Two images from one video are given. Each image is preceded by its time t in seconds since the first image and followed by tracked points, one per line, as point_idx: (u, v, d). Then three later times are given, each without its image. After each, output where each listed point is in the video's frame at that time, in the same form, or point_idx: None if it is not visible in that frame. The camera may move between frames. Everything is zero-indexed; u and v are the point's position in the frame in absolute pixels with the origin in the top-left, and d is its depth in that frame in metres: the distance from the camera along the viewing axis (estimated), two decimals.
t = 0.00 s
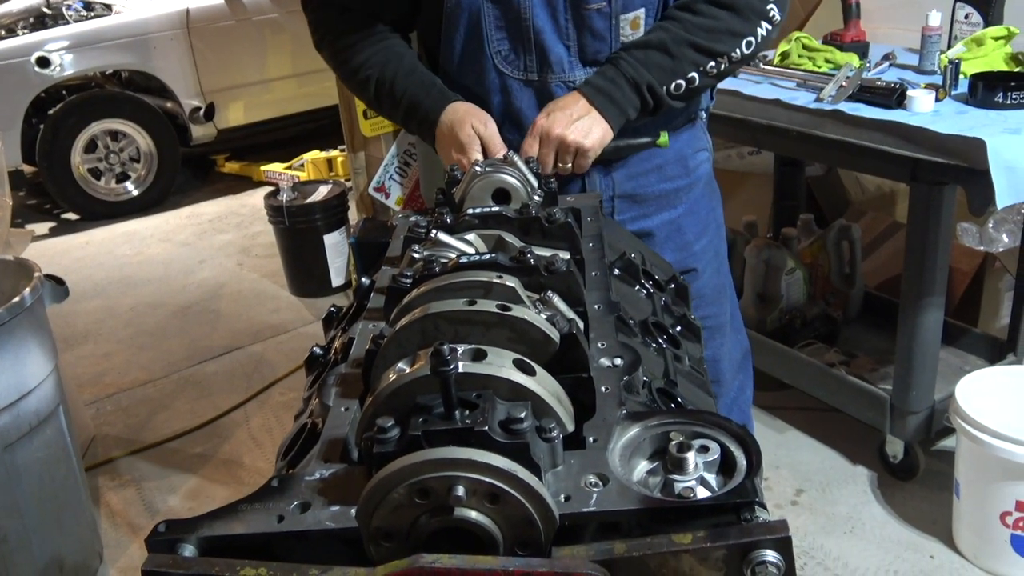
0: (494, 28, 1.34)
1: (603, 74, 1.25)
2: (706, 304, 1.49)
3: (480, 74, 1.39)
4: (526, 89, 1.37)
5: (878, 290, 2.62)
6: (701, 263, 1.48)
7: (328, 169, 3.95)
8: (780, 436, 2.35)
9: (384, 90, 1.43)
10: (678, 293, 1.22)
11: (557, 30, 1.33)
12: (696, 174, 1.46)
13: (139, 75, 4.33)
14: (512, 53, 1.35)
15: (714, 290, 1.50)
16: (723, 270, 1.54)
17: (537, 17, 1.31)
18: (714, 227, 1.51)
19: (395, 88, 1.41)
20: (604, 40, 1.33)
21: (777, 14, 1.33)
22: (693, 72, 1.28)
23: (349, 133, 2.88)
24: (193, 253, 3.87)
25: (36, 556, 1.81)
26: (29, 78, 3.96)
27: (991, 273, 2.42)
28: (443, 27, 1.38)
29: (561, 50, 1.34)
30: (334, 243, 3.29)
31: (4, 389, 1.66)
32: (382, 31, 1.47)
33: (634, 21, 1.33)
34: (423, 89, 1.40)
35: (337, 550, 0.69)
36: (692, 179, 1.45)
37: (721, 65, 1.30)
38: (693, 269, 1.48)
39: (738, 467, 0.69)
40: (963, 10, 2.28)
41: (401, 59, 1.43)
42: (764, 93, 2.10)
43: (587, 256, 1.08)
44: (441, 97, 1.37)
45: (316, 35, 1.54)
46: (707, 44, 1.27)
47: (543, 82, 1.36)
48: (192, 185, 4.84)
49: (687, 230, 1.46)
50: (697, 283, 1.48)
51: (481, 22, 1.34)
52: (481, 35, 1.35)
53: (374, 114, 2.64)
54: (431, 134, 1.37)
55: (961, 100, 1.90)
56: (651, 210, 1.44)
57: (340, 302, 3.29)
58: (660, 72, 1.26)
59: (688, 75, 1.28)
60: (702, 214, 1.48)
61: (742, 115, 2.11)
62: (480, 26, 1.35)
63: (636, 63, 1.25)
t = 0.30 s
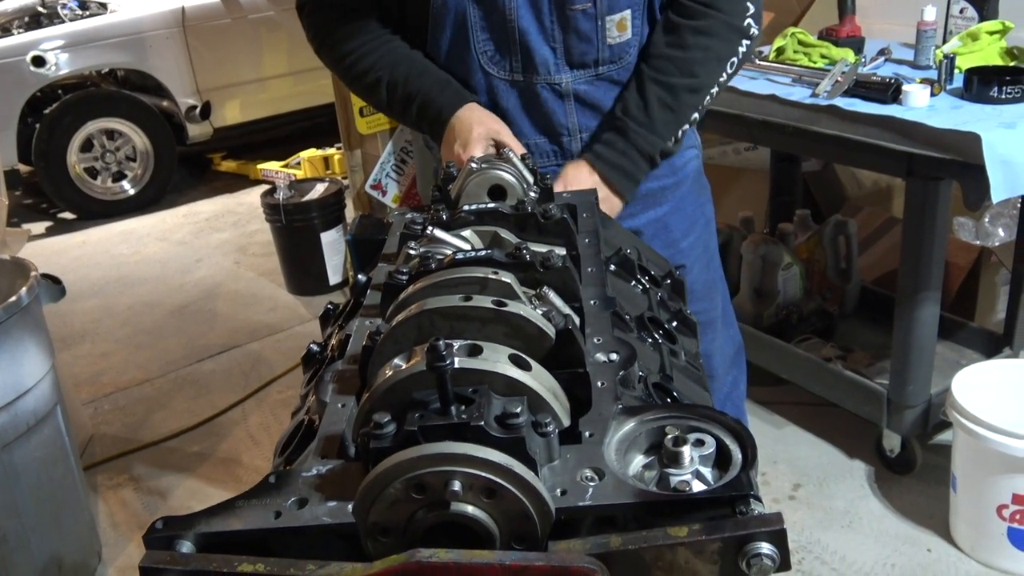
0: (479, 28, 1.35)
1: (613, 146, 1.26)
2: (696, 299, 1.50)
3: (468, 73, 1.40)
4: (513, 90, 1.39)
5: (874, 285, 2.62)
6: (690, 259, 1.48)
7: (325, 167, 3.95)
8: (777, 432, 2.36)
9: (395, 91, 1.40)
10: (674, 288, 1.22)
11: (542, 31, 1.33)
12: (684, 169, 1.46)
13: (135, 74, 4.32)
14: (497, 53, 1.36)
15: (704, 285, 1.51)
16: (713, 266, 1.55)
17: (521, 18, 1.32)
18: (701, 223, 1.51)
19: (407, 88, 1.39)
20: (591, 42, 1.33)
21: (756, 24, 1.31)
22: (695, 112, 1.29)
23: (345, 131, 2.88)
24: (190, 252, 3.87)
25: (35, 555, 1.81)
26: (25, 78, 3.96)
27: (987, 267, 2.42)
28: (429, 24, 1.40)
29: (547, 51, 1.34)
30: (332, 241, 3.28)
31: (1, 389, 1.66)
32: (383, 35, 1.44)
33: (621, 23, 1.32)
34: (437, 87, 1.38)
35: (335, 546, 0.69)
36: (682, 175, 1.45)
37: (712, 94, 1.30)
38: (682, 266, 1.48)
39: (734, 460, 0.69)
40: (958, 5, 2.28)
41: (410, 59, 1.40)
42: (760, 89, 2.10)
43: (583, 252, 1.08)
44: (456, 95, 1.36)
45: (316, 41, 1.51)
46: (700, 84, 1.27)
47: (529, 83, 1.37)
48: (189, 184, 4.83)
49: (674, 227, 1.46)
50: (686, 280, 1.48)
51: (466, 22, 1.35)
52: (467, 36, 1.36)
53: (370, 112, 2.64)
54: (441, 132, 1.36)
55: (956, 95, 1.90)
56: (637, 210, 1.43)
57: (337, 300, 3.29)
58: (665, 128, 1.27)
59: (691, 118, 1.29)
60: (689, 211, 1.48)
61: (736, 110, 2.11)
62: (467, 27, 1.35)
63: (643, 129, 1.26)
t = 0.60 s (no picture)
0: (481, 24, 1.35)
1: (629, 150, 1.26)
2: (692, 297, 1.50)
3: (470, 69, 1.40)
4: (515, 87, 1.38)
5: (870, 279, 2.63)
6: (687, 258, 1.49)
7: (321, 167, 3.95)
8: (775, 425, 2.37)
9: (412, 97, 1.43)
10: (669, 281, 1.23)
11: (544, 29, 1.33)
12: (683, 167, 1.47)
13: (130, 76, 4.32)
14: (499, 50, 1.36)
15: (701, 282, 1.52)
16: (711, 263, 1.55)
17: (524, 14, 1.32)
18: (700, 220, 1.52)
19: (423, 94, 1.40)
20: (590, 43, 1.33)
21: (770, 29, 1.31)
22: (709, 117, 1.29)
23: (340, 130, 2.88)
24: (187, 253, 3.87)
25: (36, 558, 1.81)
26: (19, 81, 3.96)
27: (982, 259, 2.43)
28: (434, 18, 1.40)
29: (548, 49, 1.34)
30: (328, 241, 3.29)
31: None
32: (395, 40, 1.46)
33: (622, 25, 1.32)
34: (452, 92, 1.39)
35: (334, 542, 0.69)
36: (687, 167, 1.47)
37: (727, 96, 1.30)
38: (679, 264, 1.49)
39: (729, 453, 0.70)
40: None
41: (425, 65, 1.42)
42: (754, 84, 2.10)
43: (578, 247, 1.08)
44: (471, 101, 1.37)
45: (331, 42, 1.53)
46: (714, 87, 1.27)
47: (530, 80, 1.37)
48: (185, 186, 4.83)
49: (671, 225, 1.46)
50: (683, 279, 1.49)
51: (467, 18, 1.35)
52: (469, 31, 1.36)
53: (365, 111, 2.64)
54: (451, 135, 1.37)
55: (949, 88, 1.91)
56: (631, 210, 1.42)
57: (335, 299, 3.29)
58: (680, 132, 1.27)
59: (706, 122, 1.29)
60: (687, 208, 1.48)
61: (731, 105, 2.11)
62: (468, 23, 1.35)
63: (658, 132, 1.26)
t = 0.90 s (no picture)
0: (485, 20, 1.34)
1: (647, 93, 1.27)
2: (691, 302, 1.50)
3: (472, 65, 1.39)
4: (517, 84, 1.38)
5: (867, 283, 2.63)
6: (687, 263, 1.49)
7: (320, 162, 3.95)
8: (769, 428, 2.37)
9: (406, 93, 1.44)
10: (666, 283, 1.23)
11: (549, 28, 1.33)
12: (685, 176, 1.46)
13: (131, 67, 4.31)
14: (503, 47, 1.36)
15: (700, 288, 1.52)
16: (712, 269, 1.55)
17: (529, 13, 1.32)
18: (702, 225, 1.52)
19: (418, 92, 1.41)
20: (595, 45, 1.33)
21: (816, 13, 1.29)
22: (732, 80, 1.28)
23: (340, 125, 2.87)
24: (185, 246, 3.86)
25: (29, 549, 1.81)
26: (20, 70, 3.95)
27: (980, 266, 2.43)
28: (439, 11, 1.40)
29: (552, 49, 1.34)
30: (326, 236, 3.28)
31: None
32: (393, 39, 1.47)
33: (628, 28, 1.32)
34: (446, 93, 1.39)
35: (326, 539, 0.69)
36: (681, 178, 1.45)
37: (758, 67, 1.29)
38: (679, 269, 1.49)
39: (721, 455, 0.70)
40: (952, 4, 2.29)
41: (423, 64, 1.43)
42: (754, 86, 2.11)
43: (574, 247, 1.08)
44: (462, 103, 1.37)
45: (338, 28, 1.54)
46: (745, 51, 1.26)
47: (534, 79, 1.36)
48: (184, 178, 4.83)
49: (672, 229, 1.46)
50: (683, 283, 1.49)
51: (472, 13, 1.34)
52: (473, 27, 1.35)
53: (366, 107, 2.64)
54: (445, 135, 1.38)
55: (948, 94, 1.91)
56: (636, 212, 1.42)
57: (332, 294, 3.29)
58: (702, 86, 1.26)
59: (728, 85, 1.28)
60: (689, 213, 1.49)
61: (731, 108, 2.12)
62: (472, 19, 1.35)
63: (678, 80, 1.26)
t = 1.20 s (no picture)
0: (481, 25, 1.34)
1: (637, 12, 1.22)
2: (691, 304, 1.50)
3: (469, 71, 1.40)
4: (517, 88, 1.38)
5: (863, 289, 2.64)
6: (688, 265, 1.49)
7: (319, 164, 3.96)
8: (764, 433, 2.37)
9: (393, 103, 1.46)
10: (658, 286, 1.23)
11: (548, 27, 1.32)
12: (686, 177, 1.47)
13: (131, 69, 4.32)
14: (501, 51, 1.36)
15: (701, 290, 1.51)
16: (712, 271, 1.55)
17: (526, 14, 1.31)
18: (703, 227, 1.51)
19: (404, 103, 1.43)
20: (595, 38, 1.32)
21: None
22: (727, 18, 1.27)
23: (338, 127, 2.88)
24: (182, 247, 3.87)
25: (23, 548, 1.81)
26: (20, 70, 3.95)
27: (975, 272, 2.44)
28: (433, 20, 1.40)
29: (552, 48, 1.33)
30: (324, 238, 3.29)
31: None
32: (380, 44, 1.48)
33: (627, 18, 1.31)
34: (431, 103, 1.42)
35: (314, 535, 0.70)
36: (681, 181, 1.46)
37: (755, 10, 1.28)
38: (679, 271, 1.49)
39: (708, 455, 0.70)
40: (948, 12, 2.30)
41: (409, 74, 1.45)
42: (750, 92, 2.11)
43: (567, 250, 1.09)
44: (447, 113, 1.39)
45: (325, 39, 1.55)
46: None
47: (534, 81, 1.37)
48: (182, 179, 4.83)
49: (675, 232, 1.47)
50: (683, 285, 1.49)
51: (468, 19, 1.35)
52: (470, 32, 1.36)
53: (364, 109, 2.63)
54: (433, 145, 1.40)
55: (944, 101, 1.91)
56: (641, 213, 1.45)
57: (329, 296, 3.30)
58: (695, 13, 1.25)
59: (722, 20, 1.27)
60: (691, 216, 1.49)
61: (727, 113, 2.13)
62: (469, 25, 1.35)
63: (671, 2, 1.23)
